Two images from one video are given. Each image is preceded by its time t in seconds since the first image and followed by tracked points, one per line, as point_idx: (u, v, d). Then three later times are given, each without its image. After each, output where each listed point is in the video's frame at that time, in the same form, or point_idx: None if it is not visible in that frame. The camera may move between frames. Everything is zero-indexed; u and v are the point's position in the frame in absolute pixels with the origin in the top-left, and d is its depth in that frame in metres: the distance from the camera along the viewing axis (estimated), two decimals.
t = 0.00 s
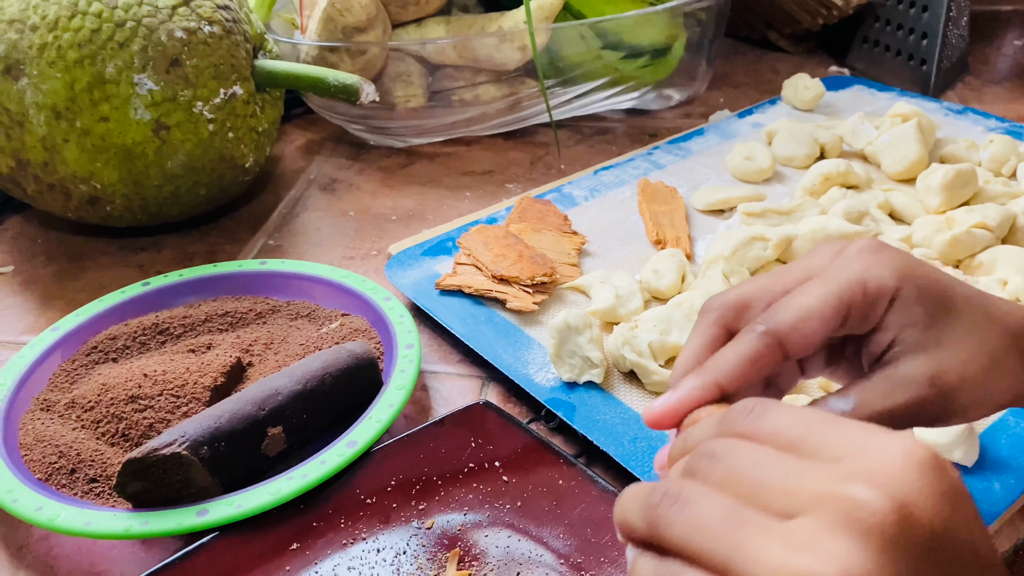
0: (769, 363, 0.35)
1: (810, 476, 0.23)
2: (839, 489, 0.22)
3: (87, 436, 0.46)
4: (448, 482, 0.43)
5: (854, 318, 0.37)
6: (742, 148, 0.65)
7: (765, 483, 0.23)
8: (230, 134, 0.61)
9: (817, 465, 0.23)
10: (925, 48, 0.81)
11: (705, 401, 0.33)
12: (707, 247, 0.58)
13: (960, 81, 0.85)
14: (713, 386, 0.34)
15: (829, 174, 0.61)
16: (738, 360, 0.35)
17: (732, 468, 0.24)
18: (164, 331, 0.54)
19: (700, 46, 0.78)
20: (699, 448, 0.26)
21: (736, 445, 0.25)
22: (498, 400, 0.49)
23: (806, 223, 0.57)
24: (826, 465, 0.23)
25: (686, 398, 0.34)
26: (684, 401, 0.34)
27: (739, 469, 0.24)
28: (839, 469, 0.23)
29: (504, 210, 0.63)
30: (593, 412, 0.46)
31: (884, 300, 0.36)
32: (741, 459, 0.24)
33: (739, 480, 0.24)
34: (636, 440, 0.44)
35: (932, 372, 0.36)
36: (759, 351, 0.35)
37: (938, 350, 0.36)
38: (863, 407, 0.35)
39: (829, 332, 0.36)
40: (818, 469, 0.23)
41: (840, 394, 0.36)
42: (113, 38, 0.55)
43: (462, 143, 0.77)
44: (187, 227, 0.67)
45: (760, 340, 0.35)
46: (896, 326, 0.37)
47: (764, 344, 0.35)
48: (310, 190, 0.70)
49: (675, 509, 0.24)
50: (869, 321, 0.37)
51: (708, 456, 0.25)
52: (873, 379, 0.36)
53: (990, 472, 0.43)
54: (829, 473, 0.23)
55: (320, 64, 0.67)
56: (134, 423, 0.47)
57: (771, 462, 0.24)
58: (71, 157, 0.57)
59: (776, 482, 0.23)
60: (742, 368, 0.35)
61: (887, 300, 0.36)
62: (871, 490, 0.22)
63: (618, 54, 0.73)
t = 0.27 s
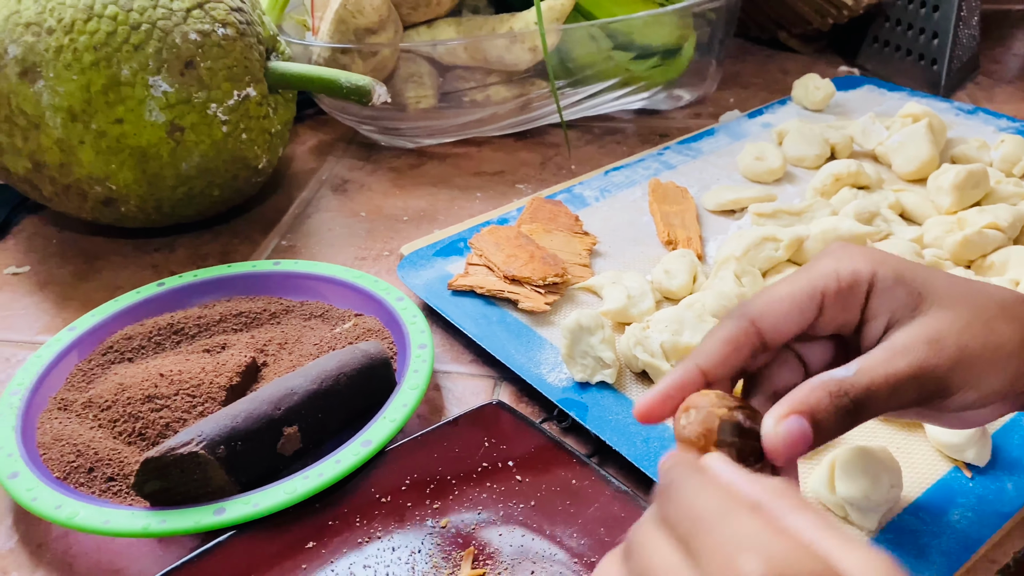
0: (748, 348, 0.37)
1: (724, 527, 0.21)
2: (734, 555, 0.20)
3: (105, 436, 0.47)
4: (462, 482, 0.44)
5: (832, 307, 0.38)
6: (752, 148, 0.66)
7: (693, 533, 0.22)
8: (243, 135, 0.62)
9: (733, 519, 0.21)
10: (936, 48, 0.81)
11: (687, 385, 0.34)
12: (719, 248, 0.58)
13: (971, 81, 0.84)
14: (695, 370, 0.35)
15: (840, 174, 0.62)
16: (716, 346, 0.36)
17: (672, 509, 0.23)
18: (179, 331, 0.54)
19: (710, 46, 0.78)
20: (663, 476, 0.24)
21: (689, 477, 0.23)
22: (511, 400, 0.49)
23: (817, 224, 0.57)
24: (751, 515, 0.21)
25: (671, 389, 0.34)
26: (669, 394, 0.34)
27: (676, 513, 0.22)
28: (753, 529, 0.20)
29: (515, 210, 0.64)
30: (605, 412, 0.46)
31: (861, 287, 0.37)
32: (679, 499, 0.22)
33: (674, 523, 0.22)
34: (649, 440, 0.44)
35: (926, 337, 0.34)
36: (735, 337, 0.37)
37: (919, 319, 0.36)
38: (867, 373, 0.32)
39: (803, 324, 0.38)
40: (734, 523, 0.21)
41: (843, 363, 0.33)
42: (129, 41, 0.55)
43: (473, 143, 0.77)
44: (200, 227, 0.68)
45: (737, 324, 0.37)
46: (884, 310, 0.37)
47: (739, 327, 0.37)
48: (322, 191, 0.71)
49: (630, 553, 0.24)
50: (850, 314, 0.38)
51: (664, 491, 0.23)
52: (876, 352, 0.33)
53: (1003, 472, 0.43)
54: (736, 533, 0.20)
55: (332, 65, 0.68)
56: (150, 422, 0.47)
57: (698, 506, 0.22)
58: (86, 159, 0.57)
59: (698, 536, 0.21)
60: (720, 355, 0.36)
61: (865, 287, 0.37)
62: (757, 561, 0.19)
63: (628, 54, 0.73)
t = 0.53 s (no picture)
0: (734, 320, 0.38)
1: (737, 521, 0.20)
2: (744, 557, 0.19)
3: (121, 435, 0.47)
4: (478, 481, 0.44)
5: (826, 305, 0.39)
6: (765, 147, 0.65)
7: (704, 523, 0.21)
8: (257, 135, 0.62)
9: (752, 513, 0.20)
10: (948, 47, 0.81)
11: (692, 361, 0.35)
12: (732, 248, 0.58)
13: (983, 80, 0.84)
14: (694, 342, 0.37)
15: (854, 174, 0.61)
16: (708, 316, 0.38)
17: (682, 493, 0.22)
18: (193, 330, 0.55)
19: (722, 45, 0.78)
20: (670, 447, 0.23)
21: (707, 458, 0.22)
22: (525, 400, 0.49)
23: (832, 223, 0.57)
24: (768, 511, 0.20)
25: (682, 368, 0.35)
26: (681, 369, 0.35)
27: (687, 500, 0.21)
28: (770, 529, 0.19)
29: (528, 210, 0.64)
30: (620, 411, 0.46)
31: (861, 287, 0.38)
32: (692, 485, 0.21)
33: (683, 509, 0.22)
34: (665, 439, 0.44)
35: (937, 335, 0.33)
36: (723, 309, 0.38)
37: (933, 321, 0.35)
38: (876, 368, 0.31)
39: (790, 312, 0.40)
40: (750, 518, 0.20)
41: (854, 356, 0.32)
42: (143, 41, 0.55)
43: (484, 143, 0.77)
44: (214, 227, 0.68)
45: (722, 300, 0.38)
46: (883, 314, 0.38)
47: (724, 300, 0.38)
48: (334, 191, 0.71)
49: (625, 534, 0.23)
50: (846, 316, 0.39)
51: (674, 468, 0.22)
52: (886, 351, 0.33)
53: (1020, 473, 0.42)
54: (752, 530, 0.19)
55: (344, 65, 0.68)
56: (166, 421, 0.47)
57: (712, 495, 0.21)
58: (101, 159, 0.57)
59: (706, 528, 0.21)
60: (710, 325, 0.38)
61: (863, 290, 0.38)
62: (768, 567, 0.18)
63: (640, 54, 0.73)
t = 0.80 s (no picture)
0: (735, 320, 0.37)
1: (791, 495, 0.21)
2: (802, 529, 0.21)
3: (135, 435, 0.47)
4: (492, 483, 0.44)
5: (836, 307, 0.38)
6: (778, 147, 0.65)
7: (752, 499, 0.22)
8: (269, 135, 0.62)
9: (800, 488, 0.22)
10: (961, 46, 0.80)
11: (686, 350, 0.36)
12: (745, 248, 0.57)
13: (996, 80, 0.84)
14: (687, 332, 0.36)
15: (867, 174, 0.61)
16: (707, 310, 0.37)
17: (728, 471, 0.23)
18: (206, 331, 0.55)
19: (732, 44, 0.78)
20: (712, 423, 0.24)
21: (750, 438, 0.24)
22: (538, 401, 0.49)
23: (846, 223, 0.57)
24: (815, 490, 0.22)
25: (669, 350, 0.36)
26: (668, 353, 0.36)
27: (733, 477, 0.23)
28: (821, 504, 0.21)
29: (539, 210, 0.63)
30: (634, 413, 0.46)
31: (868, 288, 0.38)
32: (741, 463, 0.23)
33: (729, 485, 0.23)
34: (679, 441, 0.44)
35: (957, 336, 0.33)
36: (725, 304, 0.37)
37: (938, 306, 0.35)
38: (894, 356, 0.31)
39: (796, 319, 0.39)
40: (800, 494, 0.21)
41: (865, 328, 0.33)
42: (156, 41, 0.55)
43: (495, 143, 0.77)
44: (225, 227, 0.68)
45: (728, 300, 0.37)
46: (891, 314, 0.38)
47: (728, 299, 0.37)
48: (344, 191, 0.71)
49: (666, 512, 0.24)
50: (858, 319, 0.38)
51: (717, 445, 0.24)
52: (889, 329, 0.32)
53: None
54: (805, 503, 0.21)
55: (355, 65, 0.68)
56: (179, 421, 0.47)
57: (762, 472, 0.22)
58: (114, 159, 0.57)
59: (756, 503, 0.22)
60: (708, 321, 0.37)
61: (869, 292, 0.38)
62: (825, 536, 0.20)
63: (651, 53, 0.73)
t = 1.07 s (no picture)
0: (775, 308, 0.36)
1: (877, 475, 0.22)
2: (897, 510, 0.21)
3: (145, 436, 0.47)
4: (502, 485, 0.44)
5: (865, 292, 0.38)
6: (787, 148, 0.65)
7: (833, 484, 0.22)
8: (278, 136, 0.62)
9: (884, 467, 0.22)
10: (971, 46, 0.80)
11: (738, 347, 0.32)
12: (755, 250, 0.57)
13: (1006, 80, 0.83)
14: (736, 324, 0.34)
15: (877, 175, 0.61)
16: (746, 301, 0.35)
17: (801, 457, 0.23)
18: (216, 331, 0.55)
19: (741, 45, 0.78)
20: (773, 411, 0.24)
21: (817, 423, 0.23)
22: (547, 402, 0.49)
23: (856, 225, 0.56)
24: (894, 465, 0.22)
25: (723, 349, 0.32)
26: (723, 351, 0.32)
27: (807, 462, 0.23)
28: (906, 482, 0.21)
29: (548, 211, 0.63)
30: (643, 414, 0.46)
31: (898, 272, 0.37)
32: (814, 446, 0.23)
33: (804, 472, 0.23)
34: (689, 444, 0.44)
35: (970, 339, 0.33)
36: (762, 295, 0.35)
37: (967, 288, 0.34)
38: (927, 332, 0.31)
39: (829, 302, 0.38)
40: (884, 473, 0.22)
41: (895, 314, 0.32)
42: (166, 43, 0.55)
43: (503, 143, 0.77)
44: (234, 228, 0.68)
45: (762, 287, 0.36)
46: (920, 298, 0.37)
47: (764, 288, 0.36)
48: (353, 191, 0.71)
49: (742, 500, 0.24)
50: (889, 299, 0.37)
51: (783, 433, 0.23)
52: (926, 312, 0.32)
53: None
54: (892, 482, 0.21)
55: (364, 66, 0.68)
56: (189, 421, 0.47)
57: (840, 455, 0.22)
58: (124, 161, 0.58)
59: (839, 488, 0.22)
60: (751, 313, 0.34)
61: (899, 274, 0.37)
62: (923, 515, 0.21)
63: (660, 54, 0.73)
